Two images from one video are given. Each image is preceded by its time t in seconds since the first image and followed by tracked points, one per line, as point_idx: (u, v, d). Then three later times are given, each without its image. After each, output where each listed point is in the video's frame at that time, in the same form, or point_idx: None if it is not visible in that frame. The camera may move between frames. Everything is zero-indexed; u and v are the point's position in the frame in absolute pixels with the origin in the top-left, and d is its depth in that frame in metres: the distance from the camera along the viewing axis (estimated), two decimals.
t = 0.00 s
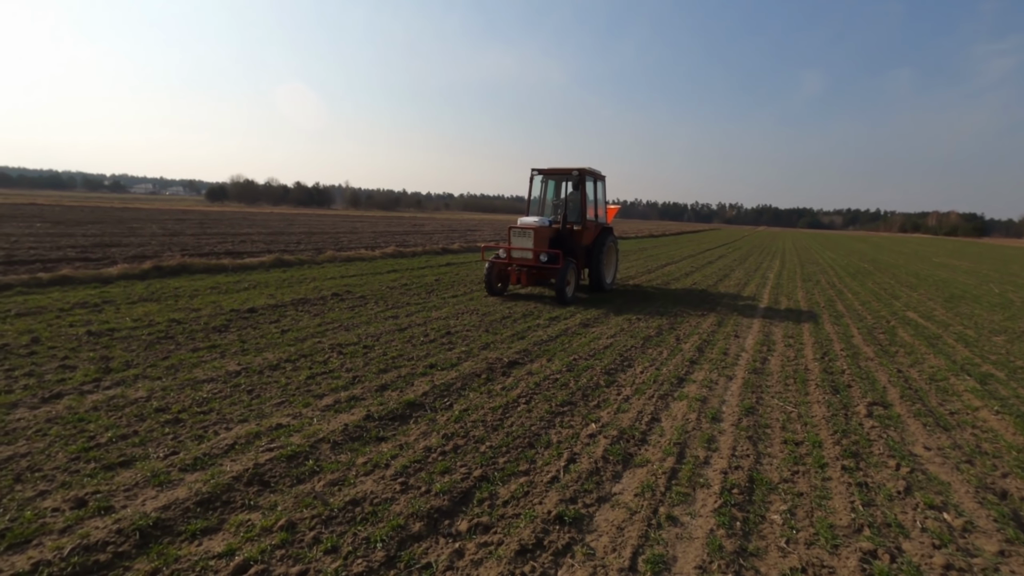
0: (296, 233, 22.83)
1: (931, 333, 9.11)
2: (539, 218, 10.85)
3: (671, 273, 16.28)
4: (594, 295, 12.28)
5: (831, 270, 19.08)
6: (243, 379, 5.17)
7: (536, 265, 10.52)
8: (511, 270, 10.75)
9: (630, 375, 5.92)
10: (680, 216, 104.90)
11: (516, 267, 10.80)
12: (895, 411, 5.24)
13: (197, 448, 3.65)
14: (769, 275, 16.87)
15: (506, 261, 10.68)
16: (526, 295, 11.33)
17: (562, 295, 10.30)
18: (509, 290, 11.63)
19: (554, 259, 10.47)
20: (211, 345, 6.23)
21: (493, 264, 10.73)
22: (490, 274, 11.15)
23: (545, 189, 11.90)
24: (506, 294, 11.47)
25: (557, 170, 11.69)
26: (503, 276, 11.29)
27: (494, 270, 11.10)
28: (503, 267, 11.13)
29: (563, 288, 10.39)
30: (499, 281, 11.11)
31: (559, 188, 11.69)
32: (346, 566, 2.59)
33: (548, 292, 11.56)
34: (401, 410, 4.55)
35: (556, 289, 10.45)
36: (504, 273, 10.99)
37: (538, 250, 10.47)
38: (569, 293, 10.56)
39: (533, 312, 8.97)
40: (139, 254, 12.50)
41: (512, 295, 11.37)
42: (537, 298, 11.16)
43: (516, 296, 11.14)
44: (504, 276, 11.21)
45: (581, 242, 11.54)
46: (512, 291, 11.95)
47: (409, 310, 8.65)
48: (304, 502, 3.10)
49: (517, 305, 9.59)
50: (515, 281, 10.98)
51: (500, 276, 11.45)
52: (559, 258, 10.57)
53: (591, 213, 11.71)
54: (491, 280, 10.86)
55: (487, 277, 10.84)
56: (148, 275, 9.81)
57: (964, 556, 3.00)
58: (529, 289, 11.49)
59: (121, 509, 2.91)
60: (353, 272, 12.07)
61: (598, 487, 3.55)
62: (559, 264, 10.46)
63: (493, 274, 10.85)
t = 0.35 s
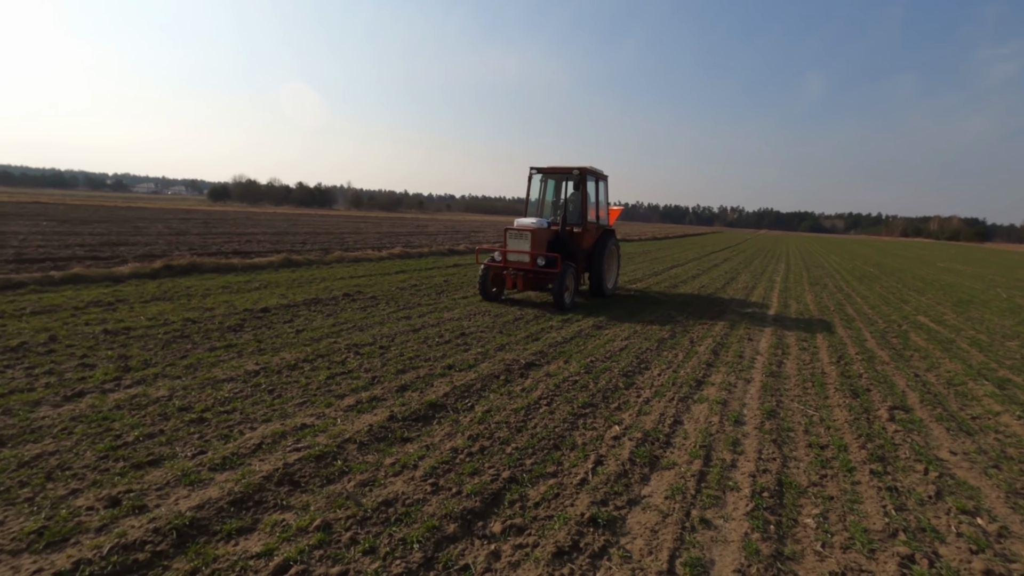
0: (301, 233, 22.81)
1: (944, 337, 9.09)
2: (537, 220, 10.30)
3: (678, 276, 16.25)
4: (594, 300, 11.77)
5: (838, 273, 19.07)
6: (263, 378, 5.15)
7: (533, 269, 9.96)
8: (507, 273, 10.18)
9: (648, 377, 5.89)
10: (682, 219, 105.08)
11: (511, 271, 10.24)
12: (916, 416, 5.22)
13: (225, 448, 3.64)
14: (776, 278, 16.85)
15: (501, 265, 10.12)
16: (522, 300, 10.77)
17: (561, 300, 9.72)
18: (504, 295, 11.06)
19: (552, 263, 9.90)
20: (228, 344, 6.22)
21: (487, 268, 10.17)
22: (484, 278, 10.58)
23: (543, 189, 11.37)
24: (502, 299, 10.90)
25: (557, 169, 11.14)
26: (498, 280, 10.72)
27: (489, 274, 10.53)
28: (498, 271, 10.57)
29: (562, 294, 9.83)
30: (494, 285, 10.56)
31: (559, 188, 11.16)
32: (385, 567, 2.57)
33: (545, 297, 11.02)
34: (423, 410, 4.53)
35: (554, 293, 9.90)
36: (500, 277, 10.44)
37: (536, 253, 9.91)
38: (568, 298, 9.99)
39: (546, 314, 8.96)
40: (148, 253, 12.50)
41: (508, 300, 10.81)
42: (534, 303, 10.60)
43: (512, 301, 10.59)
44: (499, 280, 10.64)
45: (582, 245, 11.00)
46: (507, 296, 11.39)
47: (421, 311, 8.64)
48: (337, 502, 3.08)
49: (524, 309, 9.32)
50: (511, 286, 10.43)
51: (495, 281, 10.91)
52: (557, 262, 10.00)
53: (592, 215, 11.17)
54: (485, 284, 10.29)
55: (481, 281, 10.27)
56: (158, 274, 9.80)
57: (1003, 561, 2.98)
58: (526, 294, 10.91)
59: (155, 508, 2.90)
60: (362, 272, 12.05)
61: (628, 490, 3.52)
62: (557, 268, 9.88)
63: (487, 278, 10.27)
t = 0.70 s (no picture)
0: (313, 232, 22.88)
1: (967, 339, 9.02)
2: (540, 220, 9.74)
3: (691, 276, 16.21)
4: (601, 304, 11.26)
5: (851, 274, 18.96)
6: (295, 377, 5.19)
7: (537, 272, 9.38)
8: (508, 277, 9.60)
9: (676, 377, 5.87)
10: (688, 219, 104.79)
11: (514, 274, 9.67)
12: (950, 418, 5.18)
13: (269, 446, 3.67)
14: (789, 279, 16.77)
15: (503, 268, 9.56)
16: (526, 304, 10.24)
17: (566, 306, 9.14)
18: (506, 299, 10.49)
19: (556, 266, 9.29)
20: (256, 343, 6.26)
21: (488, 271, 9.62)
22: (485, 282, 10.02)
23: (547, 187, 10.83)
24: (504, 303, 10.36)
25: (562, 166, 10.57)
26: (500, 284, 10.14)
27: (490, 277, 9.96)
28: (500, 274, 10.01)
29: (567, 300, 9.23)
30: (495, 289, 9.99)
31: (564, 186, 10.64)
32: (444, 565, 2.58)
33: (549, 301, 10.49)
34: (458, 410, 4.54)
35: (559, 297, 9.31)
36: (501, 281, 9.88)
37: (539, 255, 9.33)
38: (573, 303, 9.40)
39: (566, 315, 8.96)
40: (166, 251, 12.57)
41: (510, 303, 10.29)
42: (537, 307, 10.08)
43: (515, 305, 10.09)
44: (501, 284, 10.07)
45: (588, 247, 10.42)
46: (510, 300, 10.84)
47: (442, 310, 8.67)
48: (387, 501, 3.10)
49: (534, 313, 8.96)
50: (513, 289, 9.86)
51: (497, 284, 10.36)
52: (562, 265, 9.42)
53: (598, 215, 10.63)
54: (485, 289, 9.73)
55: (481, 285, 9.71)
56: (179, 272, 9.86)
57: None
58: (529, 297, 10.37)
59: (209, 505, 2.93)
60: (379, 272, 12.09)
61: (671, 490, 3.52)
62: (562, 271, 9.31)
63: (488, 282, 9.72)
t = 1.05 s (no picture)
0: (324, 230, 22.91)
1: (995, 340, 8.84)
2: (545, 217, 8.96)
3: (706, 276, 16.06)
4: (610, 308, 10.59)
5: (868, 273, 18.73)
6: (323, 378, 5.15)
7: (541, 274, 8.60)
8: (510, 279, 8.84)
9: (705, 379, 5.78)
10: (696, 217, 104.18)
11: (516, 276, 8.91)
12: (990, 422, 5.06)
13: (304, 448, 3.63)
14: (805, 278, 16.58)
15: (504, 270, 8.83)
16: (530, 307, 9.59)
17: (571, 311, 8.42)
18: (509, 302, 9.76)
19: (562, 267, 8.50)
20: (280, 343, 6.24)
21: (489, 273, 8.93)
22: (485, 284, 9.27)
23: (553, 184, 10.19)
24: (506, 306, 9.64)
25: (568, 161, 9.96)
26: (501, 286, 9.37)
27: (490, 279, 9.21)
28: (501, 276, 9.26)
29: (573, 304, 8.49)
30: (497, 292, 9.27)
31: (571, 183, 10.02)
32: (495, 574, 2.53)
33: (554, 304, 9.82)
34: (490, 412, 4.49)
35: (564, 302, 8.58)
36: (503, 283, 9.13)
37: (544, 256, 8.56)
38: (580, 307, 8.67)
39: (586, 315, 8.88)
40: (183, 250, 12.61)
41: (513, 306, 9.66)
42: (542, 311, 9.43)
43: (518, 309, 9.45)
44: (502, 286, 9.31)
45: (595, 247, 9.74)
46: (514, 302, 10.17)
47: (462, 310, 8.62)
48: (429, 506, 3.06)
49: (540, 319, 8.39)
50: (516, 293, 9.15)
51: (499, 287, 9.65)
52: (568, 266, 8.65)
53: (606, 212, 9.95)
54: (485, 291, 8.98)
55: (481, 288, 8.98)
56: (198, 271, 9.88)
57: None
58: (533, 299, 9.70)
59: (252, 510, 2.89)
60: (394, 271, 12.06)
61: (714, 496, 3.45)
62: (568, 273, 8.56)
63: (489, 285, 9.01)
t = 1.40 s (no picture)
0: (337, 233, 22.94)
1: None
2: (551, 224, 8.34)
3: (723, 281, 15.85)
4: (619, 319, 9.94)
5: (887, 279, 18.42)
6: (352, 389, 5.07)
7: (545, 285, 7.97)
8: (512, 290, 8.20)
9: (739, 392, 5.63)
10: (705, 219, 103.64)
11: (519, 288, 8.29)
12: None
13: (341, 465, 3.54)
14: (824, 284, 16.32)
15: (506, 280, 8.22)
16: (535, 318, 9.00)
17: (578, 326, 7.78)
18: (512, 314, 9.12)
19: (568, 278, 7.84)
20: (305, 352, 6.17)
21: (490, 284, 8.32)
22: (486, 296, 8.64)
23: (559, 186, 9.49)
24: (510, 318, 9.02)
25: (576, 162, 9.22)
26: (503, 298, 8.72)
27: (491, 291, 8.58)
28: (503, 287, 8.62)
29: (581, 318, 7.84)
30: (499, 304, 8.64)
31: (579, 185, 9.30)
32: None
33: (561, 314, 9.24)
34: (525, 427, 4.38)
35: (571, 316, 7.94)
36: (506, 295, 8.50)
37: (548, 266, 7.92)
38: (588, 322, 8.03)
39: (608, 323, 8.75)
40: (201, 254, 12.64)
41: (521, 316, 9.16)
42: (547, 323, 8.81)
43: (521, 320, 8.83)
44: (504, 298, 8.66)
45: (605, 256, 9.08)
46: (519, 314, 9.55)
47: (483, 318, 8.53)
48: (476, 529, 2.96)
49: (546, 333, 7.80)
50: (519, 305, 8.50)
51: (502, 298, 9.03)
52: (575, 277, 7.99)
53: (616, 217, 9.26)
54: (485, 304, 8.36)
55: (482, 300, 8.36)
56: (218, 276, 9.87)
57: None
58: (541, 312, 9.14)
59: (295, 532, 2.81)
60: (411, 276, 11.99)
61: (766, 520, 3.32)
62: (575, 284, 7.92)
63: (490, 296, 8.40)
